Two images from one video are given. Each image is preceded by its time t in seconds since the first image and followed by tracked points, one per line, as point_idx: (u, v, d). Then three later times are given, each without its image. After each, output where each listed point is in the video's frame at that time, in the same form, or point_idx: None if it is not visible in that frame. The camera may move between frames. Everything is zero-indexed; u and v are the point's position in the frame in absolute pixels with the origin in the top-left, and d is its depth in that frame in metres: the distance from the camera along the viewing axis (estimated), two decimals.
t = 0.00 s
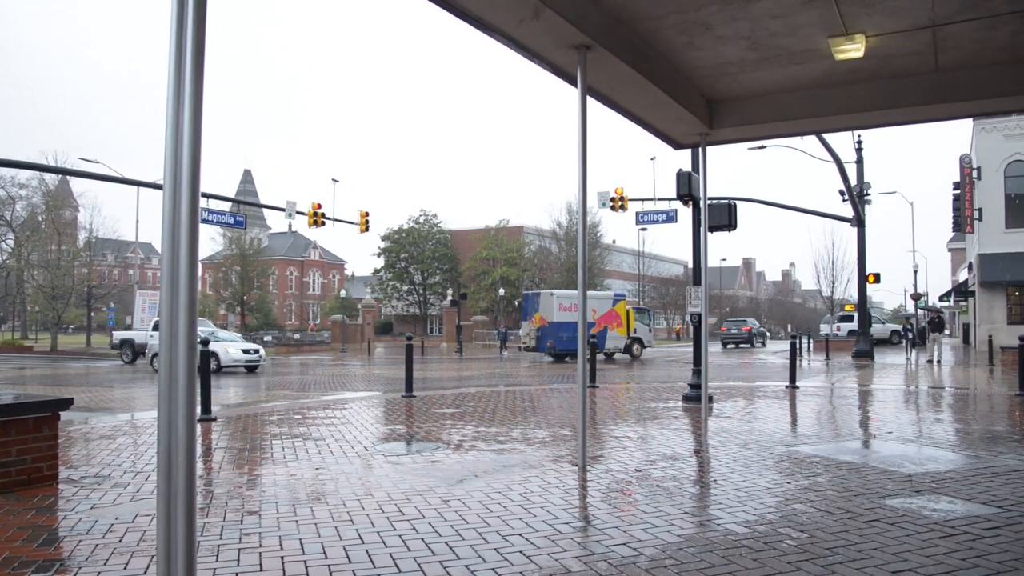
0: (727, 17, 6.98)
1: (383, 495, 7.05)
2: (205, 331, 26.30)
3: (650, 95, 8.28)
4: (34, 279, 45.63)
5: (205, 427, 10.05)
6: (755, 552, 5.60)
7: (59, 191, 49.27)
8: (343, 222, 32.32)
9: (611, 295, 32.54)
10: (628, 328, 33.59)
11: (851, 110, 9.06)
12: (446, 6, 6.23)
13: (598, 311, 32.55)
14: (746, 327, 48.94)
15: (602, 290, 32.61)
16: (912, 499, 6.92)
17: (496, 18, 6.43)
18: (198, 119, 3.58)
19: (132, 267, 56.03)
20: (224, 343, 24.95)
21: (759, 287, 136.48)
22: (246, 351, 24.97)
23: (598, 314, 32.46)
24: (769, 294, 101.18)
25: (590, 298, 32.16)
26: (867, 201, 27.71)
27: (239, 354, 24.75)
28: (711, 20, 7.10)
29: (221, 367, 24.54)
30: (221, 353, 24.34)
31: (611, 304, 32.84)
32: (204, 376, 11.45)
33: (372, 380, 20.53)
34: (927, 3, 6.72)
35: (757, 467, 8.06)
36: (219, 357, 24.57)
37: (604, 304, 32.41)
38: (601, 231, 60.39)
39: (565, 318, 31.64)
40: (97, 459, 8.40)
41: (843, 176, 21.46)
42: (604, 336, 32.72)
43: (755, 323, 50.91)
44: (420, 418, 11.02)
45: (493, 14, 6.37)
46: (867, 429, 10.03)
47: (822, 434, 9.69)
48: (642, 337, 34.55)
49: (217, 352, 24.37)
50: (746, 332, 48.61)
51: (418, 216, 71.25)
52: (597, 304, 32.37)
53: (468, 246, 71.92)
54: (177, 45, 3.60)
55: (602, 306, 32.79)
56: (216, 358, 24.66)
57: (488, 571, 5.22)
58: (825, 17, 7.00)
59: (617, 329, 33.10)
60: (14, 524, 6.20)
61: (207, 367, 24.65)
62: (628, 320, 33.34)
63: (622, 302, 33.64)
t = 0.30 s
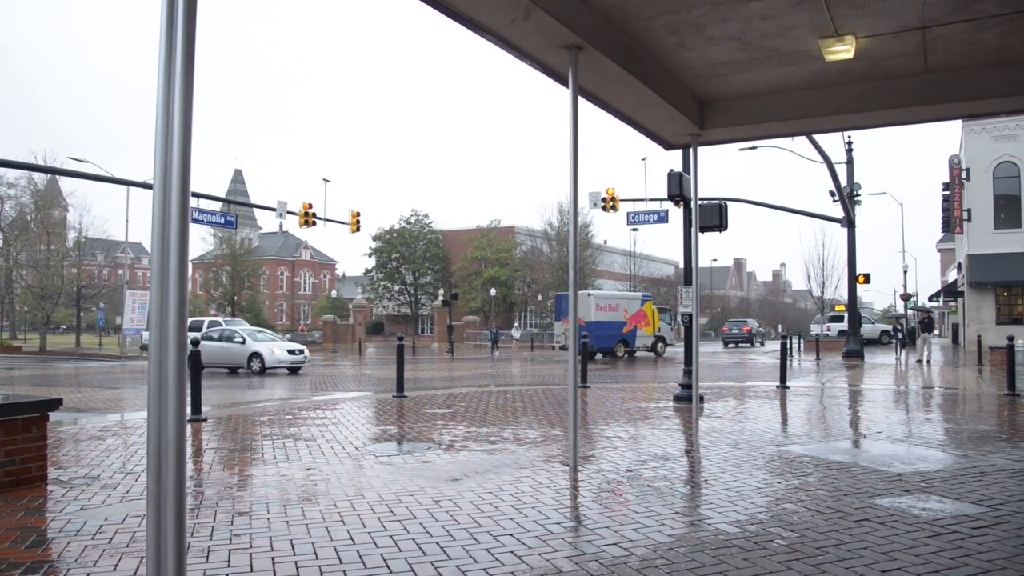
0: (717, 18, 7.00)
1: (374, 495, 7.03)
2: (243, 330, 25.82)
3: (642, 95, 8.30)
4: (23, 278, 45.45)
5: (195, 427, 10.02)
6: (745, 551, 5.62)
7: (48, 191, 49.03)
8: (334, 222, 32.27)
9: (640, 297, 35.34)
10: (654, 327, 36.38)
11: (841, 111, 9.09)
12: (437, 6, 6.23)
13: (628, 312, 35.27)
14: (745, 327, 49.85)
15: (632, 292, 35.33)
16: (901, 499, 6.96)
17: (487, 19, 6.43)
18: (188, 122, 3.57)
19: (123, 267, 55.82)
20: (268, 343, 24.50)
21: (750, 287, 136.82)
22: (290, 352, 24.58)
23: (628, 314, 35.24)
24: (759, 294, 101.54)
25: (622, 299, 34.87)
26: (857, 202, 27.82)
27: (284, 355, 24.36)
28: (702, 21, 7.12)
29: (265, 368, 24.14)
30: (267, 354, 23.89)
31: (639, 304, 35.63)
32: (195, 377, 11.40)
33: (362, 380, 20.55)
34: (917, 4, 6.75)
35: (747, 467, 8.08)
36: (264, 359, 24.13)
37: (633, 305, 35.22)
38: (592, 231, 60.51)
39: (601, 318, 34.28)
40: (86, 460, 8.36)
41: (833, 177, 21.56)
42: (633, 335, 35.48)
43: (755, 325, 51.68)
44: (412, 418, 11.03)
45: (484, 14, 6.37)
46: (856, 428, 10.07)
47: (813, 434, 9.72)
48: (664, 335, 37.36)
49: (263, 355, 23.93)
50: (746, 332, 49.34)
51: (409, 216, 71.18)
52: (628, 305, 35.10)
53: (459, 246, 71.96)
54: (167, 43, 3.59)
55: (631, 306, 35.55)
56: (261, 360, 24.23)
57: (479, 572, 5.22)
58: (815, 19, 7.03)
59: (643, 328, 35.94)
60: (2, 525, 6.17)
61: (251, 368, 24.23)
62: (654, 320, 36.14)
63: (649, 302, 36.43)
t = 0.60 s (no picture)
0: (710, 19, 7.02)
1: (368, 496, 7.03)
2: (285, 329, 24.78)
3: (636, 95, 8.31)
4: (15, 278, 45.23)
5: (188, 428, 9.99)
6: (738, 551, 5.63)
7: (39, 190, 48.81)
8: (326, 221, 32.22)
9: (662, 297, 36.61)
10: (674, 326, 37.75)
11: (834, 111, 9.11)
12: (431, 6, 6.23)
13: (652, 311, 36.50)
14: (747, 328, 50.49)
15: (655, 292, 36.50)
16: (894, 498, 6.99)
17: (481, 19, 6.43)
18: (181, 122, 3.56)
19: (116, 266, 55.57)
20: (316, 343, 23.47)
21: (743, 287, 136.96)
22: (339, 352, 23.50)
23: (652, 313, 36.47)
24: (753, 294, 101.66)
25: (647, 299, 36.07)
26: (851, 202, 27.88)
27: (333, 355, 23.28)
28: (695, 22, 7.13)
29: (313, 369, 23.09)
30: (316, 355, 22.89)
31: (663, 304, 36.83)
32: (187, 377, 11.35)
33: (355, 380, 20.51)
34: (909, 6, 6.77)
35: (741, 467, 8.10)
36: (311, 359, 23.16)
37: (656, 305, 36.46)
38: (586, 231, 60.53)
39: (628, 317, 35.36)
40: (79, 461, 8.33)
41: (826, 177, 21.61)
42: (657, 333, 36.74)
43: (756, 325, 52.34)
44: (406, 418, 11.02)
45: (478, 14, 6.37)
46: (849, 428, 10.10)
47: (806, 433, 9.75)
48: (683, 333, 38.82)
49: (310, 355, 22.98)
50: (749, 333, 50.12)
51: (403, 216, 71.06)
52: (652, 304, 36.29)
53: (453, 246, 71.92)
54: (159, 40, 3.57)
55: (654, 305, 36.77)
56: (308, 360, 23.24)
57: (473, 572, 5.22)
58: (809, 20, 7.04)
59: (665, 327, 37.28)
60: None
61: (298, 369, 23.17)
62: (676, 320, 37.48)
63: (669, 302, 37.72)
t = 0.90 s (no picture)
0: (704, 19, 7.03)
1: (362, 496, 7.02)
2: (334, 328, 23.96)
3: (630, 96, 8.33)
4: (7, 277, 45.07)
5: (182, 428, 9.98)
6: (732, 551, 5.64)
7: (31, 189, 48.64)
8: (320, 221, 32.20)
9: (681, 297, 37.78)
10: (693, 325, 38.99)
11: (827, 112, 9.13)
12: (425, 6, 6.22)
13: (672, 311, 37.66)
14: (750, 329, 51.25)
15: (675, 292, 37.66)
16: (886, 498, 7.01)
17: (475, 19, 6.43)
18: (175, 124, 3.55)
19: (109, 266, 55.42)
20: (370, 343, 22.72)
21: (737, 287, 137.36)
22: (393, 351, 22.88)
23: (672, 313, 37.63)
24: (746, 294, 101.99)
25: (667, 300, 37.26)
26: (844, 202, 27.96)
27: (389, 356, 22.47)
28: (689, 22, 7.14)
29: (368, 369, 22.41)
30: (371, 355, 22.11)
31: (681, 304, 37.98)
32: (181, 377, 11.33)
33: (349, 380, 20.49)
34: (902, 7, 6.79)
35: (735, 467, 8.11)
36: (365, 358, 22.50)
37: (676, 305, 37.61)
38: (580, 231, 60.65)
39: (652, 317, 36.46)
40: (72, 461, 8.31)
41: (820, 178, 21.67)
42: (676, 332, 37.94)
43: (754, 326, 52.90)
44: (400, 418, 11.03)
45: (472, 14, 6.37)
46: (842, 428, 10.12)
47: (799, 433, 9.78)
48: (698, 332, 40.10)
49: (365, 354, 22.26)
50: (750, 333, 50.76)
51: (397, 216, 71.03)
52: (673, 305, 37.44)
53: (447, 246, 71.98)
54: (153, 42, 3.57)
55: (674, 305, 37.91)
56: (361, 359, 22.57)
57: (467, 572, 5.22)
58: (803, 20, 7.06)
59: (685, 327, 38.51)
60: None
61: (352, 369, 22.48)
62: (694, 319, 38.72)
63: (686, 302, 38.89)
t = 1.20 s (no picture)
0: (699, 19, 7.04)
1: (356, 496, 7.01)
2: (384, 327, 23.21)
3: (625, 96, 8.35)
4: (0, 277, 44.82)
5: (177, 428, 9.96)
6: (727, 551, 5.64)
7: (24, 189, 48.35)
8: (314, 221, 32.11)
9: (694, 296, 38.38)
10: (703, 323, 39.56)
11: (821, 112, 9.15)
12: (420, 5, 6.21)
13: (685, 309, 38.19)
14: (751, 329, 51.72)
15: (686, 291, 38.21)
16: (881, 497, 7.03)
17: (470, 18, 6.43)
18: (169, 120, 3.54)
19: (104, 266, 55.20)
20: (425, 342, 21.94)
21: (732, 288, 137.57)
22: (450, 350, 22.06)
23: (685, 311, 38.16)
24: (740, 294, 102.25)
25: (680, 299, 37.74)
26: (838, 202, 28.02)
27: (441, 356, 21.80)
28: (684, 23, 7.15)
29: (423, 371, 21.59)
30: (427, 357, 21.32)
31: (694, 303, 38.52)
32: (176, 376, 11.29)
33: (343, 381, 20.42)
34: (896, 8, 6.81)
35: (729, 467, 8.12)
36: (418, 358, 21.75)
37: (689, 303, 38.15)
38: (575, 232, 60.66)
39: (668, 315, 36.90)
40: (66, 462, 8.29)
41: (814, 178, 21.70)
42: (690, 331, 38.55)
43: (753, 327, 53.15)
44: (394, 418, 11.01)
45: (467, 14, 6.37)
46: (837, 428, 10.14)
47: (794, 433, 9.80)
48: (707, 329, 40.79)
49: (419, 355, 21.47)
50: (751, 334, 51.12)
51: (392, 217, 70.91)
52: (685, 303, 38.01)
53: (442, 247, 71.95)
54: (147, 37, 3.56)
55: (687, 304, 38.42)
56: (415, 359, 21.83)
57: (461, 572, 5.21)
58: (797, 21, 7.07)
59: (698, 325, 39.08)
60: None
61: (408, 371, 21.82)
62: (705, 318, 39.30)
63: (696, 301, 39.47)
